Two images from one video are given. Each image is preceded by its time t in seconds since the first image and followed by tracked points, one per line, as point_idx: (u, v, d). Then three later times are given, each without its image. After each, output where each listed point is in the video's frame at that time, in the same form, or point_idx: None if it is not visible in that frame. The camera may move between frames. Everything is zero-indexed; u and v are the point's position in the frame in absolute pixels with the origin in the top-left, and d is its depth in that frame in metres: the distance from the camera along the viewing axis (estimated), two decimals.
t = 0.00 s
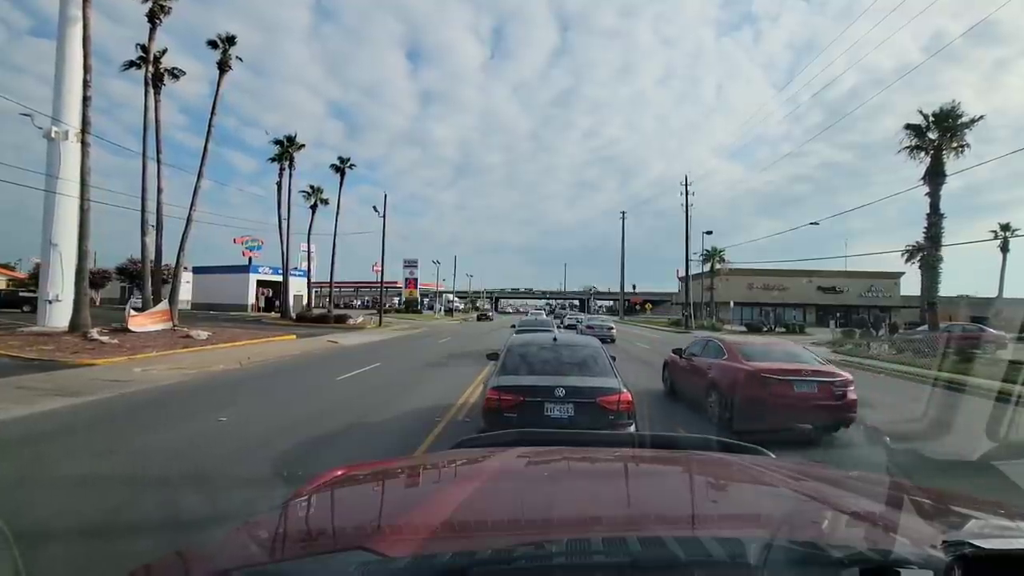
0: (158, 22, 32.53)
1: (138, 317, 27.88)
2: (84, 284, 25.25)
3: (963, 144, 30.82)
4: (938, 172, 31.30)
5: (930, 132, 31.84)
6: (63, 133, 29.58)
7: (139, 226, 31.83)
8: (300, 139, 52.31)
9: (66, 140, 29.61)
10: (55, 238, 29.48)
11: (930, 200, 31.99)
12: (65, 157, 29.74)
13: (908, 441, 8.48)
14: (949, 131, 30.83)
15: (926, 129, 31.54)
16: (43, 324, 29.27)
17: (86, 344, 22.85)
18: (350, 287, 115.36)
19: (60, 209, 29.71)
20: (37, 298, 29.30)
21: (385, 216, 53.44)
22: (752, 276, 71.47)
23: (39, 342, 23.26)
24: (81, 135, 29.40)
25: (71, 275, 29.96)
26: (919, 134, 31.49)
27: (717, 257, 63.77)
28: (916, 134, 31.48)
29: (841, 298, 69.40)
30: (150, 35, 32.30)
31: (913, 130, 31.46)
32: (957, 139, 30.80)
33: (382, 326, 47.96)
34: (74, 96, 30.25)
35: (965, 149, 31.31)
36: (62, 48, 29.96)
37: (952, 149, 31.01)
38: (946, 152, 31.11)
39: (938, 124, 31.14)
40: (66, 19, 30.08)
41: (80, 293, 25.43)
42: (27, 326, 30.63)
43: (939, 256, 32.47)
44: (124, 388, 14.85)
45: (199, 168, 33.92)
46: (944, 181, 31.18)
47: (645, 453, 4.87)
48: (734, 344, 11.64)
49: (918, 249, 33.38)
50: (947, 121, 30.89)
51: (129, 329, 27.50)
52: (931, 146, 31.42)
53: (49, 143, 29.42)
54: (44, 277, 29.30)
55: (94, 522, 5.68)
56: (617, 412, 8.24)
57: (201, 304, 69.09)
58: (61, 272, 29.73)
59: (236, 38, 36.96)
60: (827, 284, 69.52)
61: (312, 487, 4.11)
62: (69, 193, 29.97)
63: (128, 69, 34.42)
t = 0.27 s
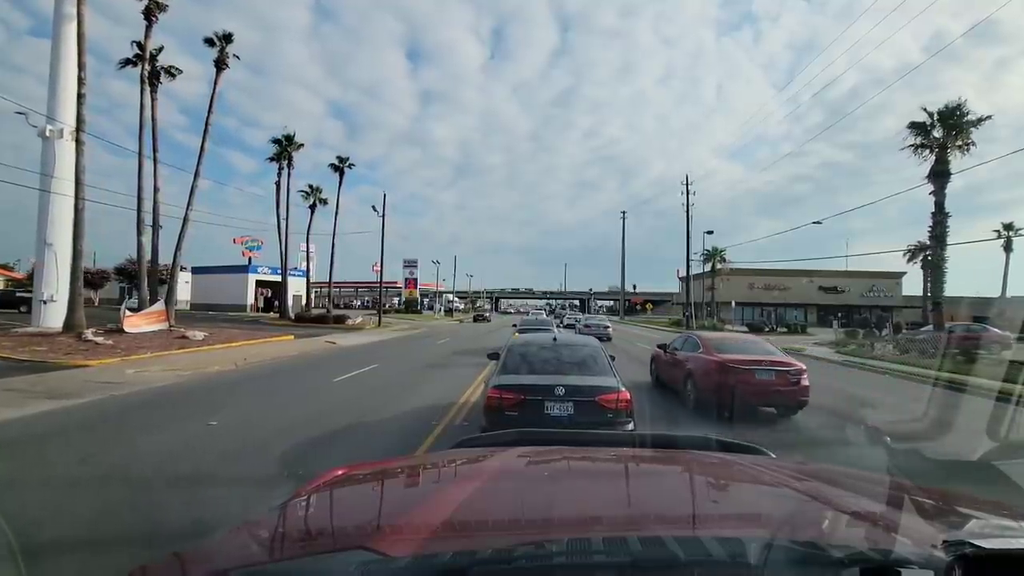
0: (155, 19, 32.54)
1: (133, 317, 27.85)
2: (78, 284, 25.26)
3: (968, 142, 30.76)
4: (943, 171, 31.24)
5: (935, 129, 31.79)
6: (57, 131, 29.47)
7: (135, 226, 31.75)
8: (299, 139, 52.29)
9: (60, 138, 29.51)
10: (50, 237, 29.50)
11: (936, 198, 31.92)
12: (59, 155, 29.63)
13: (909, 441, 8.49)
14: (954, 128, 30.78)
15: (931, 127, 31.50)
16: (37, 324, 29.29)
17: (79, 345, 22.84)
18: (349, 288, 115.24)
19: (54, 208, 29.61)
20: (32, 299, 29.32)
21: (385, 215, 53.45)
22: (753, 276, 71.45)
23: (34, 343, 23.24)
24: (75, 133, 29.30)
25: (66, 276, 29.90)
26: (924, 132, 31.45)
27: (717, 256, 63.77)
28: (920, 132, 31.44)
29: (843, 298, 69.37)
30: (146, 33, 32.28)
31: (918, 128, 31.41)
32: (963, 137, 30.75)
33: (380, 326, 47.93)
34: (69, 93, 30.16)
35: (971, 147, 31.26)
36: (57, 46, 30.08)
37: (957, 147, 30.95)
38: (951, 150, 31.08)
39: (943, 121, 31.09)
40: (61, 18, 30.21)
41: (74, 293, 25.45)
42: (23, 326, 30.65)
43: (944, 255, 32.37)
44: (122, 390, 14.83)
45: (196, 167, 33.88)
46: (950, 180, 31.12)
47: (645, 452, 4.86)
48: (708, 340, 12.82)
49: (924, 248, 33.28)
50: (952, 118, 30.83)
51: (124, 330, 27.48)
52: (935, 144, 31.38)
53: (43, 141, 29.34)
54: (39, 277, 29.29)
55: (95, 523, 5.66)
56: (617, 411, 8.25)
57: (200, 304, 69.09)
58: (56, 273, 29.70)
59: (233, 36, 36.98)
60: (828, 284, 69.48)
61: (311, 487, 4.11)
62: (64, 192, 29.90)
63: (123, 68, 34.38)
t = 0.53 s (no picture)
0: (149, 16, 32.51)
1: (127, 317, 27.80)
2: (70, 284, 25.22)
3: (976, 140, 30.69)
4: (950, 169, 31.18)
5: (943, 127, 31.74)
6: (50, 128, 29.56)
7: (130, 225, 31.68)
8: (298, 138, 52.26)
9: (53, 136, 29.57)
10: (42, 236, 29.49)
11: (943, 197, 31.85)
12: (51, 153, 29.68)
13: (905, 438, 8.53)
14: (961, 126, 30.72)
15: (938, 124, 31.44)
16: (29, 324, 29.22)
17: (70, 346, 22.77)
18: (349, 287, 115.10)
19: (47, 206, 29.65)
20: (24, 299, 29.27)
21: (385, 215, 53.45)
22: (755, 276, 71.46)
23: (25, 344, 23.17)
24: (68, 130, 29.33)
25: (58, 275, 29.90)
26: (931, 130, 31.40)
27: (718, 256, 63.75)
28: (927, 129, 31.38)
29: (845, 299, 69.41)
30: (141, 29, 32.24)
31: (925, 126, 31.35)
32: (970, 134, 30.68)
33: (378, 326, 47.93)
34: (62, 91, 30.20)
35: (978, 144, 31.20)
36: (50, 43, 30.07)
37: (965, 144, 30.89)
38: (958, 148, 31.04)
39: (950, 119, 31.02)
40: (55, 14, 30.22)
41: (66, 293, 25.42)
42: (16, 326, 30.58)
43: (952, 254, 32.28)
44: (118, 392, 14.79)
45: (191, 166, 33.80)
46: (957, 178, 31.04)
47: (645, 452, 4.86)
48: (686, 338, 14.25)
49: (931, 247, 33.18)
50: (959, 115, 30.76)
51: (117, 330, 27.41)
52: (943, 142, 31.34)
53: (36, 139, 29.39)
54: (32, 277, 29.28)
55: (96, 523, 5.65)
56: (615, 409, 8.27)
57: (199, 304, 69.04)
58: (48, 272, 29.68)
59: (230, 33, 36.95)
60: (830, 284, 69.46)
61: (311, 487, 4.11)
62: (57, 190, 29.95)
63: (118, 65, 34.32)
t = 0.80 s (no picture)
0: (141, 11, 32.47)
1: (118, 317, 27.75)
2: (59, 284, 25.18)
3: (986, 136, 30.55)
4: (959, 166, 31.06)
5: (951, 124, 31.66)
6: (40, 125, 29.65)
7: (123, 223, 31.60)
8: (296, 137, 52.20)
9: (42, 133, 29.67)
10: (32, 234, 29.48)
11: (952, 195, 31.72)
12: (41, 151, 29.77)
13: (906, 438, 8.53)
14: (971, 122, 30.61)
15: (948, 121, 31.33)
16: (19, 325, 29.11)
17: (58, 347, 22.69)
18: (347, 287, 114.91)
19: (36, 204, 29.67)
20: (14, 299, 29.19)
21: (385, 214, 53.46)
22: (757, 276, 71.41)
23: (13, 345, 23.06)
24: (57, 127, 29.40)
25: (47, 274, 29.87)
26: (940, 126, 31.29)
27: (720, 256, 63.68)
28: (936, 126, 31.27)
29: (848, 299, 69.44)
30: (133, 24, 32.16)
31: (934, 122, 31.23)
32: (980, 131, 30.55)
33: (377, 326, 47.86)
34: (52, 86, 30.20)
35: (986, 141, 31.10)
36: (40, 38, 30.06)
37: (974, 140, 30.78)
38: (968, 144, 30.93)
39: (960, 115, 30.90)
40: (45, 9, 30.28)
41: (55, 293, 25.39)
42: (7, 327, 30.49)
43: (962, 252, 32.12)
44: (115, 394, 14.76)
45: (183, 165, 33.57)
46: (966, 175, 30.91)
47: (645, 452, 4.86)
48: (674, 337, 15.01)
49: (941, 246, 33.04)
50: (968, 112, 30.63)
51: (108, 331, 27.33)
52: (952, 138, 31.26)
53: (26, 135, 29.45)
54: (22, 277, 29.26)
55: (96, 523, 5.65)
56: (614, 407, 8.28)
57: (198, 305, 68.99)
58: (37, 272, 29.65)
59: (224, 28, 36.88)
60: (832, 284, 69.41)
61: (311, 487, 4.11)
62: (46, 187, 30.01)
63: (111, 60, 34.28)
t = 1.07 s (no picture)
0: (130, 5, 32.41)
1: (105, 318, 27.61)
2: (45, 283, 25.20)
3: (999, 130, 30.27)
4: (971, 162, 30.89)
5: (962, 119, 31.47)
6: (26, 120, 29.67)
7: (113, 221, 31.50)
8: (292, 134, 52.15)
9: (28, 128, 29.69)
10: (18, 231, 29.47)
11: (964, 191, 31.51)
12: (27, 148, 29.79)
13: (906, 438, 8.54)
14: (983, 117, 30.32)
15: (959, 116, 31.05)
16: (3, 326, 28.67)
17: (42, 349, 22.55)
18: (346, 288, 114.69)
19: (22, 200, 29.65)
20: None
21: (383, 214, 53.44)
22: (759, 276, 71.36)
23: None
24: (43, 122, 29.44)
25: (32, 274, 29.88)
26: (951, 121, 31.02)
27: (721, 255, 63.63)
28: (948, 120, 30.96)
29: (850, 298, 69.41)
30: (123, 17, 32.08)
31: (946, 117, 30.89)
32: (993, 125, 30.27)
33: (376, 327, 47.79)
34: (36, 83, 30.31)
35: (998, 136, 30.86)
36: (26, 35, 30.13)
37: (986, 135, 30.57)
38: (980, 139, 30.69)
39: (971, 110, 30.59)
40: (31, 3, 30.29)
41: (42, 294, 25.40)
42: None
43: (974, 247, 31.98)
44: (112, 394, 14.73)
45: (175, 164, 33.42)
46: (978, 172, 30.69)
47: (645, 452, 4.86)
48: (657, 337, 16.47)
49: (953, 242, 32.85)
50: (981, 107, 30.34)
51: (94, 332, 27.22)
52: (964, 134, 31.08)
53: (11, 131, 29.46)
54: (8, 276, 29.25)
55: (99, 521, 5.66)
56: (613, 407, 8.28)
57: (196, 305, 68.98)
58: (22, 271, 29.59)
59: (217, 23, 36.89)
60: (834, 284, 69.39)
61: (311, 487, 4.10)
62: (32, 184, 30.00)
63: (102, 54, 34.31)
